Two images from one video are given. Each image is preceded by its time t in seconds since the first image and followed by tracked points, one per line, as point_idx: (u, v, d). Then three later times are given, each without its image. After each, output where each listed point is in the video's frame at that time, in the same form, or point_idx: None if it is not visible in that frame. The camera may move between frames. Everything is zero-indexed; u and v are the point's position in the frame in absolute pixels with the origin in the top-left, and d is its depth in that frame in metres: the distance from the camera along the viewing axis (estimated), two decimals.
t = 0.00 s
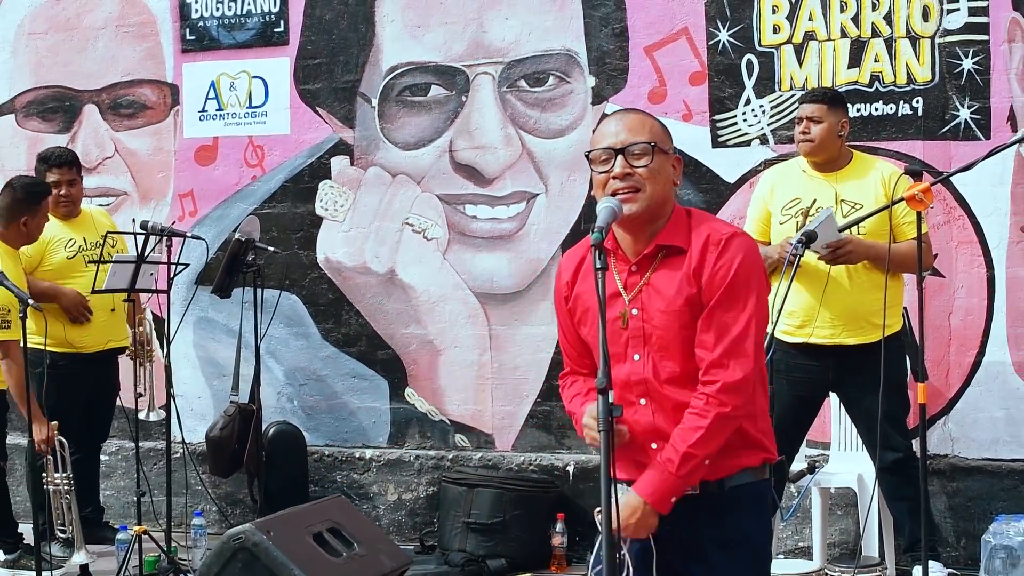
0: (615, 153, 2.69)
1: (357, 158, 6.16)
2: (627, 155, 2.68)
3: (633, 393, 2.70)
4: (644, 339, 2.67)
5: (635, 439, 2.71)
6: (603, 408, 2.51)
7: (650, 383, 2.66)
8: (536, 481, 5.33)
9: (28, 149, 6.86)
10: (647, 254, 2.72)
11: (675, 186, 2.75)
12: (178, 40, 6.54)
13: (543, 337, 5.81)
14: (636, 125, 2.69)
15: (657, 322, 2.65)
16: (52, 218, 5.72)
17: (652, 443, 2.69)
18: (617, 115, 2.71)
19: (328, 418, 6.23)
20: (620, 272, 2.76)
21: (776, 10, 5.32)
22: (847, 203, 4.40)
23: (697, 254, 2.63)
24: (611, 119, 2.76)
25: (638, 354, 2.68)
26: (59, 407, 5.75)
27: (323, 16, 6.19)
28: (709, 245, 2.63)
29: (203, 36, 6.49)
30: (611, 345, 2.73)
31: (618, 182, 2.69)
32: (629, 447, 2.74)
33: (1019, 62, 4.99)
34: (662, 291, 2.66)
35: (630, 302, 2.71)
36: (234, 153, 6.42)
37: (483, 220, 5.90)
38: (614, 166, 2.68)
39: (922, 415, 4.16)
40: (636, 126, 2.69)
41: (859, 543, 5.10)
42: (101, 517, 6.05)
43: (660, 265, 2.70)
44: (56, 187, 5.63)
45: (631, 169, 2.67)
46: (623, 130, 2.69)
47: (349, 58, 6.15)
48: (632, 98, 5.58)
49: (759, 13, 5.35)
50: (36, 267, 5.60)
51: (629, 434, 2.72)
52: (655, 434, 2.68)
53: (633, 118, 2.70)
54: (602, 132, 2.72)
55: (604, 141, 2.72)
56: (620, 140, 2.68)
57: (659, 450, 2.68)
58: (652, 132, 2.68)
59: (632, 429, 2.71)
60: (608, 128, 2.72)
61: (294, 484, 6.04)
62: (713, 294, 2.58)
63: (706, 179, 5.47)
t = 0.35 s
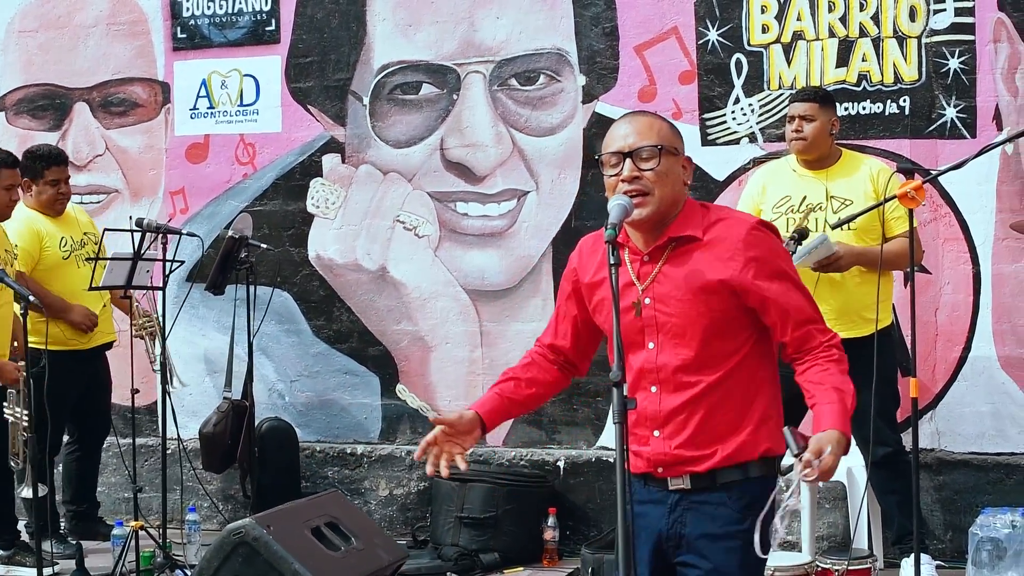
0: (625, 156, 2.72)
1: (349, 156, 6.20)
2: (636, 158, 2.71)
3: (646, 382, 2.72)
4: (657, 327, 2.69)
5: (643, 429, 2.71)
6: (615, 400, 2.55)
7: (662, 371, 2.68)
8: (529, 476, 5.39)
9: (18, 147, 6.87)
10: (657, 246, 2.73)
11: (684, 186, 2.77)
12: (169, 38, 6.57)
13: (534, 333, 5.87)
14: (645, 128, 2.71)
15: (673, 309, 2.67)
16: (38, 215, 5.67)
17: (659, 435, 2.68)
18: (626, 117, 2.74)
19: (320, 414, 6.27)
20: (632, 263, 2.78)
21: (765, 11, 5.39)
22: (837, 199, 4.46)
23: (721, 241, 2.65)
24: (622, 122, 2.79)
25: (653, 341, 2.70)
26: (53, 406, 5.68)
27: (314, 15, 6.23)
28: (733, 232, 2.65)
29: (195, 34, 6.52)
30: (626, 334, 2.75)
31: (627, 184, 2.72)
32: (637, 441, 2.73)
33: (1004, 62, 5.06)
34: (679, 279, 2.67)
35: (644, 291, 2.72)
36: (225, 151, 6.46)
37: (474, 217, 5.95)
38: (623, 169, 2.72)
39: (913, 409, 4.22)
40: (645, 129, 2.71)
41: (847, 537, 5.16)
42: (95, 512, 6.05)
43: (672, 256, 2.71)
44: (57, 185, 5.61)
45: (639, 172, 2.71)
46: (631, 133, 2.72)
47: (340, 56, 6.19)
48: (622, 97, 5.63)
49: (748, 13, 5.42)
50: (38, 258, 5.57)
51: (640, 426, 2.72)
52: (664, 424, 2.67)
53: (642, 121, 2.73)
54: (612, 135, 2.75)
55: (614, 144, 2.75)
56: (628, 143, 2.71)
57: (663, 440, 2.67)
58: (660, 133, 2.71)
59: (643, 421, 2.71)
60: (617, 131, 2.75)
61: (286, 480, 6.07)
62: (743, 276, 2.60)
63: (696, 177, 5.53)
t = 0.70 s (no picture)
0: (649, 146, 2.76)
1: (342, 155, 6.22)
2: (659, 149, 2.75)
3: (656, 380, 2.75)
4: (670, 327, 2.73)
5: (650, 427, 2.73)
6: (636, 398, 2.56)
7: (675, 369, 2.71)
8: (524, 474, 5.43)
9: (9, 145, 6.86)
10: (673, 246, 2.77)
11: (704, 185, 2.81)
12: (161, 36, 6.57)
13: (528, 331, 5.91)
14: (672, 122, 2.76)
15: (689, 309, 2.71)
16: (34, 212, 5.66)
17: (667, 433, 2.71)
18: (655, 110, 2.78)
19: (313, 413, 6.28)
20: (646, 263, 2.81)
21: (757, 11, 5.43)
22: (832, 199, 4.50)
23: (743, 246, 2.70)
24: (650, 115, 2.83)
25: (665, 340, 2.73)
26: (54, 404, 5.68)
27: (307, 14, 6.25)
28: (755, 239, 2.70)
29: (187, 32, 6.53)
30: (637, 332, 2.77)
31: (647, 173, 2.76)
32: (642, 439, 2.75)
33: (994, 63, 5.12)
34: (697, 282, 2.72)
35: (658, 291, 2.76)
36: (217, 150, 6.47)
37: (467, 216, 5.97)
38: (646, 158, 2.75)
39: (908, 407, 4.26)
40: (671, 123, 2.76)
41: (839, 533, 5.21)
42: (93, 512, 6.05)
43: (689, 258, 2.75)
44: (49, 181, 5.59)
45: (661, 162, 2.74)
46: (658, 125, 2.77)
47: (333, 55, 6.21)
48: (616, 96, 5.67)
49: (740, 13, 5.45)
50: (42, 254, 5.58)
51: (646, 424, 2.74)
52: (673, 422, 2.70)
53: (670, 115, 2.77)
54: (639, 125, 2.80)
55: (639, 134, 2.79)
56: (655, 134, 2.76)
57: (672, 439, 2.70)
58: (687, 129, 2.76)
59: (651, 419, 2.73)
60: (645, 123, 2.80)
61: (279, 479, 6.07)
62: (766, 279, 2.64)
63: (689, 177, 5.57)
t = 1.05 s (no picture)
0: (675, 139, 2.77)
1: (345, 152, 6.23)
2: (684, 143, 2.76)
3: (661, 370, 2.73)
4: (680, 319, 2.72)
5: (654, 419, 2.71)
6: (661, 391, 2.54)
7: (682, 361, 2.70)
8: (530, 471, 5.45)
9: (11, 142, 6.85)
10: (689, 241, 2.77)
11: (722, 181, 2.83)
12: (163, 33, 6.57)
13: (532, 328, 5.93)
14: (698, 118, 2.78)
15: (700, 303, 2.70)
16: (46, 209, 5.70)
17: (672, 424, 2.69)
18: (681, 106, 2.80)
19: (316, 410, 6.29)
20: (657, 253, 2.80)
21: (762, 9, 5.45)
22: (839, 196, 4.53)
23: (755, 247, 2.72)
24: (674, 110, 2.85)
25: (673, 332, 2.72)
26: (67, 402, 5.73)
27: (311, 11, 6.25)
28: (768, 241, 2.72)
29: (190, 30, 6.53)
30: (644, 321, 2.76)
31: (670, 165, 2.78)
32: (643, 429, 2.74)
33: (997, 61, 5.14)
34: (709, 277, 2.72)
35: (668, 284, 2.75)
36: (220, 148, 6.47)
37: (471, 213, 5.99)
38: (670, 150, 2.77)
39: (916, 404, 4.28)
40: (696, 119, 2.78)
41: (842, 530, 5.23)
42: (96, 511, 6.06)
43: (704, 253, 2.75)
44: (59, 176, 5.63)
45: (685, 156, 2.76)
46: (684, 120, 2.78)
47: (337, 52, 6.21)
48: (620, 94, 5.69)
49: (745, 11, 5.47)
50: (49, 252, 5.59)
51: (649, 414, 2.73)
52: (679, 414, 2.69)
53: (696, 111, 2.80)
54: (663, 118, 2.81)
55: (663, 128, 2.80)
56: (680, 128, 2.78)
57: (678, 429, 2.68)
58: (711, 126, 2.78)
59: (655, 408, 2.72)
60: (669, 116, 2.82)
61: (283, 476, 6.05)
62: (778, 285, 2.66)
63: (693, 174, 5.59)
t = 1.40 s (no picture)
0: (712, 133, 2.74)
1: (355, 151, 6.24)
2: (722, 138, 2.74)
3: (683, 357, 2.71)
4: (707, 309, 2.71)
5: (674, 406, 2.69)
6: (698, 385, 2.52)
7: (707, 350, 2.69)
8: (541, 468, 5.47)
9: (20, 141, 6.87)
10: (719, 236, 2.78)
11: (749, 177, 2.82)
12: (172, 32, 6.58)
13: (542, 326, 5.95)
14: (734, 114, 2.77)
15: (727, 296, 2.71)
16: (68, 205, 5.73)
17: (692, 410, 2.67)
18: (718, 101, 2.77)
19: (326, 408, 6.31)
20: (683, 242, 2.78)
21: (772, 8, 5.46)
22: (853, 193, 4.55)
23: (780, 250, 2.78)
24: (706, 104, 2.82)
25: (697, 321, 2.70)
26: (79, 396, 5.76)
27: (320, 10, 6.26)
28: (791, 245, 2.78)
29: (199, 28, 6.54)
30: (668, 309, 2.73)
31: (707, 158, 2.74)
32: (658, 414, 2.71)
33: (1007, 59, 5.16)
34: (736, 273, 2.74)
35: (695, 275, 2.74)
36: (229, 146, 6.48)
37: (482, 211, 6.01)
38: (709, 144, 2.74)
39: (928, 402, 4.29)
40: (731, 115, 2.76)
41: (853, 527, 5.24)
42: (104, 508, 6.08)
43: (732, 251, 2.77)
44: (80, 174, 5.65)
45: (723, 150, 2.73)
46: (721, 115, 2.76)
47: (346, 51, 6.22)
48: (630, 92, 5.70)
49: (755, 10, 5.49)
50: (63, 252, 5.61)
51: (667, 400, 2.70)
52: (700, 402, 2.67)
53: (731, 108, 2.78)
54: (698, 111, 2.79)
55: (699, 120, 2.77)
56: (719, 122, 2.75)
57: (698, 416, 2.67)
58: (746, 123, 2.77)
59: (675, 395, 2.69)
60: (703, 110, 2.79)
61: (293, 473, 6.06)
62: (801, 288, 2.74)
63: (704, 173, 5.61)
